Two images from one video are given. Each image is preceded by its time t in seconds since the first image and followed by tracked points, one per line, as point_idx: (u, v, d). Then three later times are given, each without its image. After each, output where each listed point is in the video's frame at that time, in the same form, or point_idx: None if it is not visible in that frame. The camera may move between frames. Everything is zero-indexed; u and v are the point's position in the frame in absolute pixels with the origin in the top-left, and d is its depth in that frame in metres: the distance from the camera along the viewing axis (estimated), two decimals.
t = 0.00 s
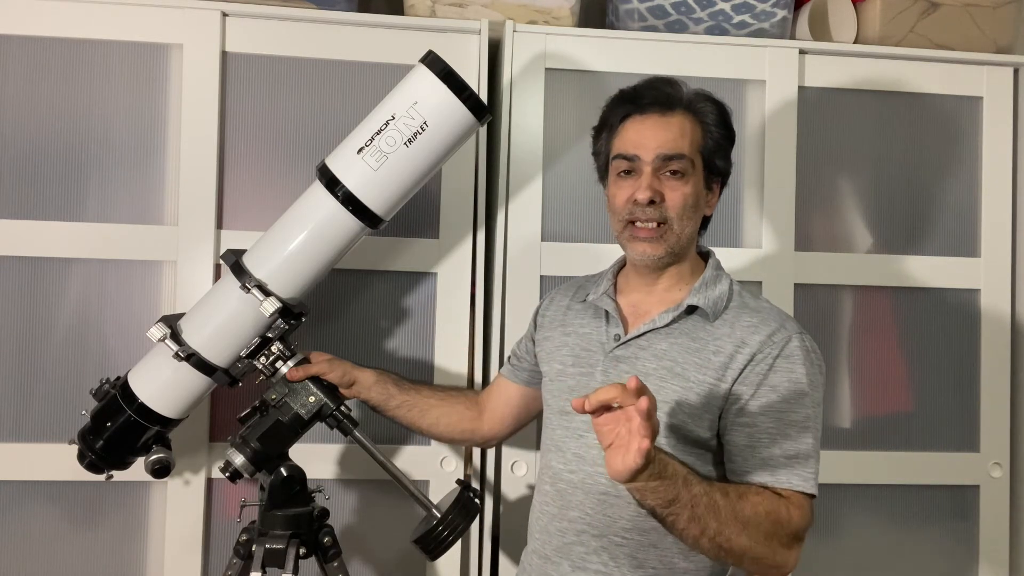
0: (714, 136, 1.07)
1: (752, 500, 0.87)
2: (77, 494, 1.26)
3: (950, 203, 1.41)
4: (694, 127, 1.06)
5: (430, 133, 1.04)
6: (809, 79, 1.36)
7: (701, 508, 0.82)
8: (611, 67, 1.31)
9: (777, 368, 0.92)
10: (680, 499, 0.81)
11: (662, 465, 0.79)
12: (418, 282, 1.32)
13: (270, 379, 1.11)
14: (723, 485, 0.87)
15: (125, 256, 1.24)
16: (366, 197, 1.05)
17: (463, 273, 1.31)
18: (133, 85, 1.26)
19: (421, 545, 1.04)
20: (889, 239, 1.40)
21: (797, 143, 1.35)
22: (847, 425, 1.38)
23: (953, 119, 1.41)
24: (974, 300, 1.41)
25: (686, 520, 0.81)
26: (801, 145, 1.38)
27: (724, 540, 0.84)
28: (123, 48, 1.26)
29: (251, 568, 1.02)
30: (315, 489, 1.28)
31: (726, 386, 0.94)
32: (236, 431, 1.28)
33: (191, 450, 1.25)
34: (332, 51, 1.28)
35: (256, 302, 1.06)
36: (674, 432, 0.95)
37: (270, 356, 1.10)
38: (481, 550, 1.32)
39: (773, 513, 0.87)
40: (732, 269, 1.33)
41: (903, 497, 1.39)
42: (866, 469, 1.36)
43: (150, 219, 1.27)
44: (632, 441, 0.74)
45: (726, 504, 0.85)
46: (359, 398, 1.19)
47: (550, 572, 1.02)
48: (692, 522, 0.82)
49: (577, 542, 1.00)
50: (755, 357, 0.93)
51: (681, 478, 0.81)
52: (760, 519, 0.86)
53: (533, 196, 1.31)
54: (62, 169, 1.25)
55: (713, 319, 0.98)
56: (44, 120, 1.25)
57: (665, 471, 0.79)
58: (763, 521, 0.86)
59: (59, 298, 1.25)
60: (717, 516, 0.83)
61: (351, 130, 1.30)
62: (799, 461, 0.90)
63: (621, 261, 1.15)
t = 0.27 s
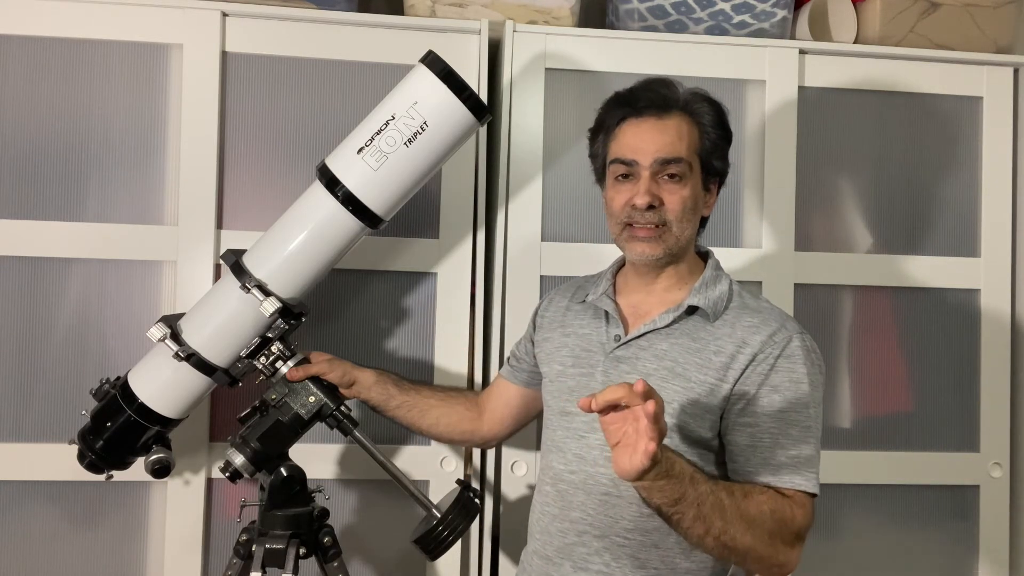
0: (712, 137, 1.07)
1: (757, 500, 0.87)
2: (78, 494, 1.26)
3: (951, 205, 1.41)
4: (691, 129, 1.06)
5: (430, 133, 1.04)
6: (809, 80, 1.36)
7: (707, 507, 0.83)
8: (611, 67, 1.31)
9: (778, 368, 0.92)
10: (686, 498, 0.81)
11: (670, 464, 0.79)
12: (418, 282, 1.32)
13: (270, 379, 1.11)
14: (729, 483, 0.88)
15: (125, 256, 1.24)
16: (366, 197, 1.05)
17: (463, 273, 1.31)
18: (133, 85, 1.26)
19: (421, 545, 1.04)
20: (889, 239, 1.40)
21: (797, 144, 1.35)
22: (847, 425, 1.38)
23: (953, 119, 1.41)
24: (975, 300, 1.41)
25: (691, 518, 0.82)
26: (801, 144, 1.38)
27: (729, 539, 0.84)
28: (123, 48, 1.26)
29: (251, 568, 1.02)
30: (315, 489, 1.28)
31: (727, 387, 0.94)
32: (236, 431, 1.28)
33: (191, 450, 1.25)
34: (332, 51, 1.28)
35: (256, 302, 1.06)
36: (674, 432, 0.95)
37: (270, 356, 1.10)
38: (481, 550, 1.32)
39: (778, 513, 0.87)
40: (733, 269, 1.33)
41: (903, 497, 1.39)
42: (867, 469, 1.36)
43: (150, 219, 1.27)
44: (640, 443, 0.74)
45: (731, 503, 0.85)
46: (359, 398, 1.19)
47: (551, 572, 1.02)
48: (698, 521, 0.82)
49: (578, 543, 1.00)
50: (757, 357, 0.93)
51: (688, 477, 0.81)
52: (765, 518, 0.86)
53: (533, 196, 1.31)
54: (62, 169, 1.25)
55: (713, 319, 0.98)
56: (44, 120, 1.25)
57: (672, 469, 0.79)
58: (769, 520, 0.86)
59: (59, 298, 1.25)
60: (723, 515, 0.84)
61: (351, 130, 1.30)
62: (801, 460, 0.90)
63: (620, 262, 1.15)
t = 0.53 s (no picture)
0: (704, 133, 1.07)
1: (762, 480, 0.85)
2: (78, 494, 1.26)
3: (951, 204, 1.41)
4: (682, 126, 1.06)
5: (429, 133, 1.04)
6: (809, 80, 1.36)
7: (716, 472, 0.81)
8: (611, 67, 1.31)
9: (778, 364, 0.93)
10: (698, 456, 0.79)
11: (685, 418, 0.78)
12: (418, 282, 1.32)
13: (270, 379, 1.11)
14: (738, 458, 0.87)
15: (125, 256, 1.24)
16: (366, 197, 1.05)
17: (463, 273, 1.31)
18: (133, 85, 1.26)
19: (421, 545, 1.04)
20: (889, 238, 1.40)
21: (797, 144, 1.35)
22: (847, 425, 1.38)
23: (953, 119, 1.41)
24: (975, 300, 1.41)
25: (700, 479, 0.80)
26: (801, 144, 1.38)
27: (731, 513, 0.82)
28: (123, 48, 1.26)
29: (251, 568, 1.02)
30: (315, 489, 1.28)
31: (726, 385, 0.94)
32: (236, 431, 1.28)
33: (191, 450, 1.25)
34: (332, 51, 1.28)
35: (255, 302, 1.06)
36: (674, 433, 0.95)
37: (270, 356, 1.10)
38: (481, 550, 1.32)
39: (780, 497, 0.85)
40: (733, 269, 1.33)
41: (903, 497, 1.39)
42: (867, 469, 1.36)
43: (150, 220, 1.27)
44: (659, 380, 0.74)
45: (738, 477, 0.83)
46: (359, 398, 1.19)
47: (552, 573, 1.02)
48: (706, 482, 0.80)
49: (579, 544, 1.00)
50: (756, 353, 0.94)
51: (701, 438, 0.79)
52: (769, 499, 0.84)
53: (533, 196, 1.31)
54: (62, 169, 1.25)
55: (711, 318, 0.98)
56: (43, 120, 1.25)
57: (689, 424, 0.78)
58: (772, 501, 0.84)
59: (59, 298, 1.25)
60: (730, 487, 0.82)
61: (351, 130, 1.30)
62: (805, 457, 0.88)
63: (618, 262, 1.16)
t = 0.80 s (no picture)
0: (701, 130, 1.08)
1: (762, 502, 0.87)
2: (78, 495, 1.26)
3: (951, 204, 1.41)
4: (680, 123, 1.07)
5: (430, 133, 1.04)
6: (809, 80, 1.36)
7: (717, 517, 0.83)
8: (611, 67, 1.31)
9: (778, 365, 0.92)
10: (694, 514, 0.82)
11: (676, 479, 0.80)
12: (418, 282, 1.32)
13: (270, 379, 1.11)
14: (734, 487, 0.88)
15: (126, 256, 1.24)
16: (366, 197, 1.05)
17: (463, 274, 1.31)
18: (133, 85, 1.26)
19: (421, 545, 1.04)
20: (889, 238, 1.40)
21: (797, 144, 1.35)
22: (847, 426, 1.38)
23: (952, 119, 1.41)
24: (975, 300, 1.41)
25: (702, 531, 0.83)
26: (801, 144, 1.38)
27: (738, 545, 0.85)
28: (123, 48, 1.26)
29: (251, 568, 1.02)
30: (315, 489, 1.28)
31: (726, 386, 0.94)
32: (236, 431, 1.28)
33: (191, 450, 1.25)
34: (332, 51, 1.28)
35: (255, 302, 1.06)
36: (675, 433, 0.95)
37: (270, 356, 1.10)
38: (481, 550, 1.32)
39: (783, 512, 0.87)
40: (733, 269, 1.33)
41: (903, 497, 1.39)
42: (867, 470, 1.36)
43: (151, 220, 1.27)
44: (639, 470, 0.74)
45: (737, 508, 0.86)
46: (359, 398, 1.19)
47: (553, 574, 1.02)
48: (708, 533, 0.83)
49: (580, 545, 1.00)
50: (755, 355, 0.93)
51: (694, 493, 0.81)
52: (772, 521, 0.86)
53: (533, 197, 1.31)
54: (62, 169, 1.25)
55: (709, 317, 0.98)
56: (44, 120, 1.25)
57: (681, 485, 0.80)
58: (775, 521, 0.86)
59: (59, 298, 1.25)
60: (732, 523, 0.85)
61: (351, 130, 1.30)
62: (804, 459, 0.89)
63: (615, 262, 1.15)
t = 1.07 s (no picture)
0: (703, 132, 1.08)
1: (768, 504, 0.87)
2: (78, 495, 1.26)
3: (951, 204, 1.41)
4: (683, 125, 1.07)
5: (430, 133, 1.04)
6: (809, 80, 1.36)
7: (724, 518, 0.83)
8: (611, 67, 1.31)
9: (779, 366, 0.92)
10: (703, 514, 0.82)
11: (684, 481, 0.80)
12: (419, 282, 1.32)
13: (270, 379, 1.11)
14: (740, 489, 0.88)
15: (126, 256, 1.24)
16: (366, 197, 1.05)
17: (464, 274, 1.31)
18: (133, 85, 1.26)
19: (421, 545, 1.04)
20: (889, 238, 1.40)
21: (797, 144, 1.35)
22: (847, 426, 1.38)
23: (952, 118, 1.41)
24: (975, 300, 1.41)
25: (711, 531, 0.83)
26: (801, 144, 1.38)
27: (745, 546, 0.85)
28: (123, 48, 1.26)
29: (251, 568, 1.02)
30: (315, 489, 1.28)
31: (726, 387, 0.94)
32: (236, 431, 1.28)
33: (191, 450, 1.25)
34: (332, 51, 1.28)
35: (255, 302, 1.06)
36: (675, 433, 0.95)
37: (270, 356, 1.10)
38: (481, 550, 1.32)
39: (789, 514, 0.87)
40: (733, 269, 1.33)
41: (904, 497, 1.39)
42: (867, 470, 1.36)
43: (151, 220, 1.27)
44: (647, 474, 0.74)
45: (744, 510, 0.86)
46: (359, 398, 1.19)
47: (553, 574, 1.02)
48: (717, 533, 0.83)
49: (581, 545, 1.00)
50: (757, 356, 0.93)
51: (703, 494, 0.81)
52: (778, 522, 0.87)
53: (533, 197, 1.31)
54: (62, 169, 1.25)
55: (709, 318, 0.98)
56: (44, 120, 1.25)
57: (688, 489, 0.80)
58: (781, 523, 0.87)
59: (59, 298, 1.25)
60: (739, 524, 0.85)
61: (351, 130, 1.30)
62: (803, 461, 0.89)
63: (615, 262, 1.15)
